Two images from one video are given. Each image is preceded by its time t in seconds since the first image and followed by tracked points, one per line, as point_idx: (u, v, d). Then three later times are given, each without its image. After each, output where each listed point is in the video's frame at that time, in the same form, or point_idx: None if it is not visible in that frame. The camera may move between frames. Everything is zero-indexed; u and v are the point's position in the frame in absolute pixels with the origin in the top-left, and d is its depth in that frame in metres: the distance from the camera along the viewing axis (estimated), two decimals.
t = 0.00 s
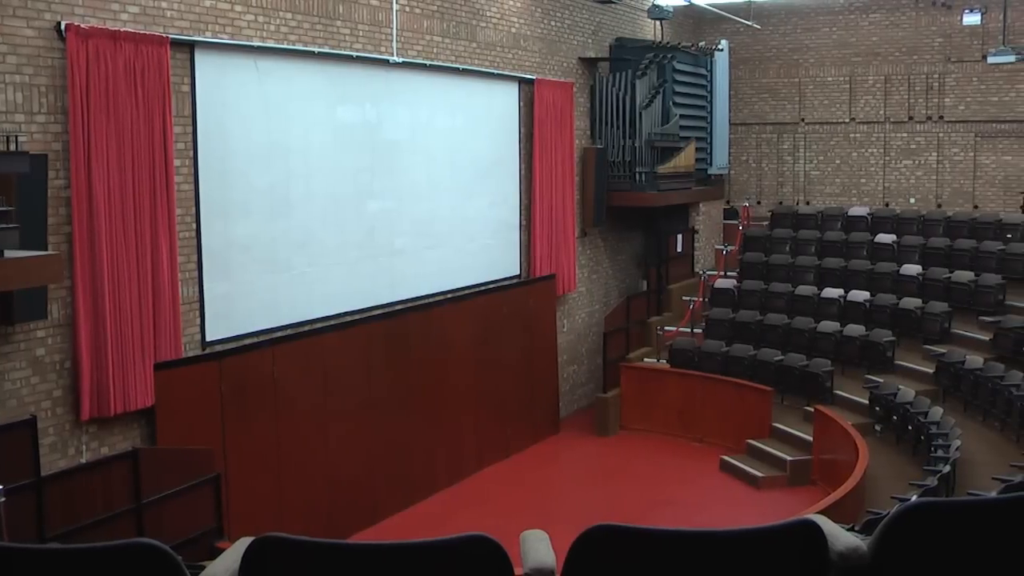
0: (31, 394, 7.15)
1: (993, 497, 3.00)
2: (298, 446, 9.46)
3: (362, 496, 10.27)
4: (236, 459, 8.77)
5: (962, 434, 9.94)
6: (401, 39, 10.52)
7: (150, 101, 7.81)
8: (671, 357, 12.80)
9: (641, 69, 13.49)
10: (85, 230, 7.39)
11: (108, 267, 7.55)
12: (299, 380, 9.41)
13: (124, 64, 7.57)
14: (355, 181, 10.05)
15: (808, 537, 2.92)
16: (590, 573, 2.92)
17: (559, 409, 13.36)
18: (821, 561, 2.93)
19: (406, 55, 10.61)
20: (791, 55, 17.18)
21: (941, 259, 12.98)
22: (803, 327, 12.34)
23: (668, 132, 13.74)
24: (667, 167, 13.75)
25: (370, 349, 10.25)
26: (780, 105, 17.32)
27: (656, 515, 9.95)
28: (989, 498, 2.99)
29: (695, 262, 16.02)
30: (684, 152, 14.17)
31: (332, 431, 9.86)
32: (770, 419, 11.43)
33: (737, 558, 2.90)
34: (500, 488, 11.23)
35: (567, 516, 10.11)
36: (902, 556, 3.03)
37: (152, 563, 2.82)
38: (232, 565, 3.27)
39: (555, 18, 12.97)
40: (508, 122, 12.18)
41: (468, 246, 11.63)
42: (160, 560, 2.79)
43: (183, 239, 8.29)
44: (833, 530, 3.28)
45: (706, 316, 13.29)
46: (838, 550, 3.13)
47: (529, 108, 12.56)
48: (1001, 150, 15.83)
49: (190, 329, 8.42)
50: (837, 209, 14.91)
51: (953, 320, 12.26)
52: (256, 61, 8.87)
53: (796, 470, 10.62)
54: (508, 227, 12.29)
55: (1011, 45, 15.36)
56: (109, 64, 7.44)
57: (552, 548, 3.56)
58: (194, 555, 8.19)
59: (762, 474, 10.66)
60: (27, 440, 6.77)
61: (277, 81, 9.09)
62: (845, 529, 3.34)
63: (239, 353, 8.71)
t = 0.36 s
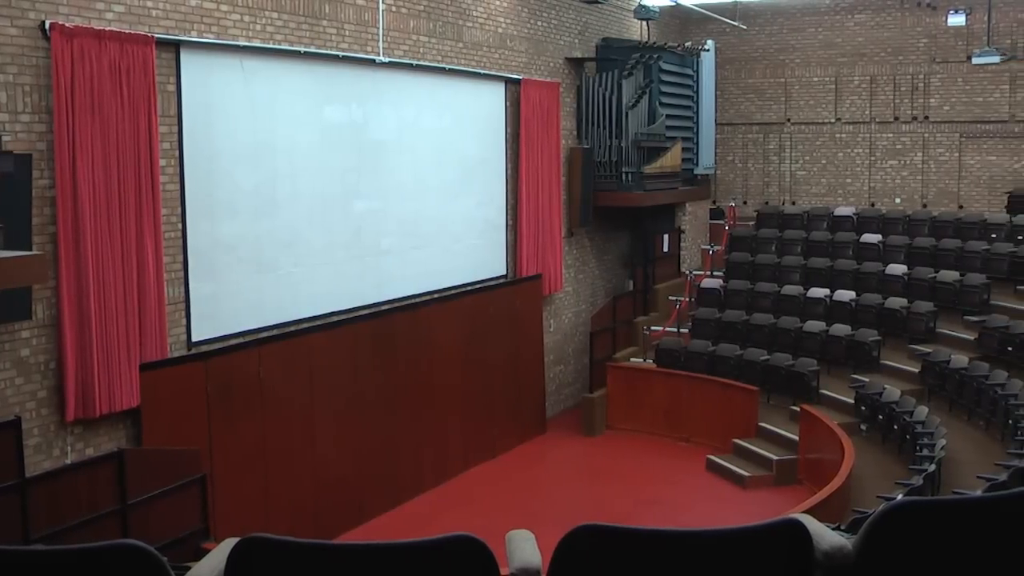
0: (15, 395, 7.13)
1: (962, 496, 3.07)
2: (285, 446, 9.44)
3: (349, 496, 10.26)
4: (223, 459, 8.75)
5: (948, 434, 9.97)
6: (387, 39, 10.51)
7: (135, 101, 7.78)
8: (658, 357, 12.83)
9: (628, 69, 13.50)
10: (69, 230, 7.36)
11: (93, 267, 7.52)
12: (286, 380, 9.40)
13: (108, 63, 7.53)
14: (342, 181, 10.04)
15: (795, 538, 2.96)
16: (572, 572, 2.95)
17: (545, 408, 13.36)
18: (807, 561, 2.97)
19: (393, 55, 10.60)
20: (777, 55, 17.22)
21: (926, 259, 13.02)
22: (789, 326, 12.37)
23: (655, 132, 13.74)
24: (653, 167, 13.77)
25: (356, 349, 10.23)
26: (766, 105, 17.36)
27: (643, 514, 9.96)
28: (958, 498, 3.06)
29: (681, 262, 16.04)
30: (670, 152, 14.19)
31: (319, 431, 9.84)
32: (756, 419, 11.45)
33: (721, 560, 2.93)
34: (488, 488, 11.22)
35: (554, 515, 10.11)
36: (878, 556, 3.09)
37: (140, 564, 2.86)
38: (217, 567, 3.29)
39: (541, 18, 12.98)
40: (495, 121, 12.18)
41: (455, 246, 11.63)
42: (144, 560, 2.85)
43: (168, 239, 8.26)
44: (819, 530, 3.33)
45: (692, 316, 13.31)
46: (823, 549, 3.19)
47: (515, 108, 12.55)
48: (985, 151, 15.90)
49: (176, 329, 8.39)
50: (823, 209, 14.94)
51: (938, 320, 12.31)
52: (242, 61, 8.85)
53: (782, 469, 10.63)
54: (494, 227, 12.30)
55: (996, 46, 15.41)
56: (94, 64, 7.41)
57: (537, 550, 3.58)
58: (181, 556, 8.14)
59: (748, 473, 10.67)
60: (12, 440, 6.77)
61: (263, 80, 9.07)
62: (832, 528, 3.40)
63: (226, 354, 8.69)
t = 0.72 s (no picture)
0: None
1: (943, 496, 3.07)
2: (269, 447, 9.39)
3: (334, 497, 10.22)
4: (206, 459, 8.71)
5: (932, 433, 10.01)
6: (371, 39, 10.49)
7: (119, 100, 7.75)
8: (643, 357, 12.84)
9: (612, 69, 13.51)
10: (53, 230, 7.33)
11: (76, 268, 7.49)
12: (270, 380, 9.36)
13: (92, 62, 7.50)
14: (327, 181, 10.02)
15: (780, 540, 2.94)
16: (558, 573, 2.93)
17: (530, 408, 13.36)
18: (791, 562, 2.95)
19: (377, 55, 10.59)
20: (761, 56, 17.25)
21: (910, 258, 13.06)
22: (773, 326, 12.40)
23: (639, 132, 13.76)
24: (638, 167, 13.79)
25: (341, 349, 10.20)
26: (750, 105, 17.39)
27: (629, 514, 9.96)
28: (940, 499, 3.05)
29: (666, 262, 16.06)
30: (655, 152, 14.21)
31: (303, 432, 9.80)
32: (741, 418, 11.47)
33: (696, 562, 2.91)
34: (473, 488, 11.21)
35: (540, 515, 10.11)
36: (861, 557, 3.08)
37: (123, 562, 2.83)
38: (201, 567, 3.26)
39: (526, 18, 12.98)
40: (480, 121, 12.17)
41: (440, 246, 11.61)
42: (127, 560, 2.82)
43: (152, 239, 8.22)
44: (802, 530, 3.25)
45: (677, 316, 13.33)
46: (808, 549, 3.12)
47: (500, 108, 12.55)
48: (968, 151, 15.98)
49: (160, 329, 8.35)
50: (807, 209, 14.97)
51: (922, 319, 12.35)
52: (226, 60, 8.81)
53: (768, 469, 10.65)
54: (479, 227, 12.29)
55: (979, 47, 15.49)
56: (77, 63, 7.38)
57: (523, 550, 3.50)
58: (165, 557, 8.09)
59: (733, 473, 10.69)
60: None
61: (247, 80, 9.03)
62: (814, 527, 3.32)
63: (209, 354, 8.65)
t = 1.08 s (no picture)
0: None
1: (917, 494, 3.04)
2: (250, 447, 9.36)
3: (316, 497, 10.19)
4: (188, 460, 8.67)
5: (912, 432, 10.05)
6: (353, 39, 10.47)
7: (98, 99, 7.71)
8: (625, 357, 12.85)
9: (594, 69, 13.53)
10: (32, 230, 7.29)
11: (56, 268, 7.45)
12: (252, 380, 9.33)
13: (71, 61, 7.46)
14: (308, 180, 9.99)
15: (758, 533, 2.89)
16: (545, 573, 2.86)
17: (512, 408, 13.35)
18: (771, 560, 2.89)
19: (358, 55, 10.57)
20: (742, 56, 17.28)
21: (890, 258, 13.11)
22: (755, 325, 12.44)
23: (621, 132, 13.78)
24: (619, 167, 13.81)
25: (322, 349, 10.18)
26: (731, 105, 17.41)
27: (611, 513, 9.96)
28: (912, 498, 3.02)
29: (647, 262, 16.07)
30: (636, 152, 14.24)
31: (285, 432, 9.78)
32: (722, 416, 11.50)
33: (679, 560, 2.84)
34: (456, 488, 11.20)
35: (520, 515, 10.10)
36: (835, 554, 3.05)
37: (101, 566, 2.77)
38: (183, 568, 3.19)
39: (507, 18, 12.98)
40: (461, 121, 12.16)
41: (422, 246, 11.60)
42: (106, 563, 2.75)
43: (132, 239, 8.17)
44: (782, 528, 3.24)
45: (658, 316, 13.35)
46: (787, 547, 3.09)
47: (482, 107, 12.54)
48: (948, 151, 16.07)
49: (140, 330, 8.31)
50: (788, 209, 15.01)
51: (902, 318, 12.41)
52: (207, 59, 8.78)
53: (749, 467, 10.67)
54: (461, 227, 12.27)
55: (958, 48, 15.56)
56: (56, 63, 7.33)
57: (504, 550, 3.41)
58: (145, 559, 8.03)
59: (715, 472, 10.71)
60: None
61: (228, 79, 9.00)
62: (796, 526, 3.31)
63: (190, 355, 8.61)
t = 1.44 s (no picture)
0: None
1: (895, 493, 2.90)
2: (232, 448, 9.33)
3: (297, 498, 10.16)
4: (167, 461, 8.62)
5: (892, 431, 10.10)
6: (334, 39, 10.45)
7: (78, 99, 7.66)
8: (607, 357, 12.86)
9: (575, 69, 13.54)
10: (11, 231, 7.24)
11: (36, 268, 7.40)
12: (233, 381, 9.29)
13: (50, 59, 7.40)
14: (289, 180, 9.96)
15: (737, 532, 2.70)
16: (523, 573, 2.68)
17: (493, 408, 13.33)
18: (751, 559, 2.71)
19: (340, 54, 10.55)
20: (723, 56, 17.30)
21: (871, 257, 13.16)
22: (736, 325, 12.47)
23: (602, 132, 13.80)
24: (601, 167, 13.83)
25: (304, 350, 10.15)
26: (713, 106, 17.43)
27: (593, 513, 9.96)
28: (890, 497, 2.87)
29: (629, 262, 16.09)
30: (618, 152, 14.27)
31: (266, 433, 9.74)
32: (703, 416, 11.53)
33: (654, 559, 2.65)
34: (437, 488, 11.19)
35: (502, 515, 10.09)
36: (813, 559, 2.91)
37: (72, 566, 2.55)
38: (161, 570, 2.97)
39: (489, 18, 12.97)
40: (443, 121, 12.14)
41: (403, 246, 11.58)
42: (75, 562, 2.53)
43: (112, 239, 8.13)
44: (762, 528, 3.08)
45: (640, 316, 13.37)
46: (768, 547, 2.95)
47: (463, 108, 12.53)
48: (927, 151, 16.16)
49: (120, 331, 8.26)
50: (769, 209, 15.05)
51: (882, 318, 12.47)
52: (187, 58, 8.74)
53: (730, 467, 10.69)
54: (442, 227, 12.25)
55: (938, 49, 15.64)
56: (35, 62, 7.28)
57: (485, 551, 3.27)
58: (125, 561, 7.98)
59: (696, 471, 10.72)
60: None
61: (208, 80, 8.96)
62: (775, 526, 3.16)
63: (171, 355, 8.58)
